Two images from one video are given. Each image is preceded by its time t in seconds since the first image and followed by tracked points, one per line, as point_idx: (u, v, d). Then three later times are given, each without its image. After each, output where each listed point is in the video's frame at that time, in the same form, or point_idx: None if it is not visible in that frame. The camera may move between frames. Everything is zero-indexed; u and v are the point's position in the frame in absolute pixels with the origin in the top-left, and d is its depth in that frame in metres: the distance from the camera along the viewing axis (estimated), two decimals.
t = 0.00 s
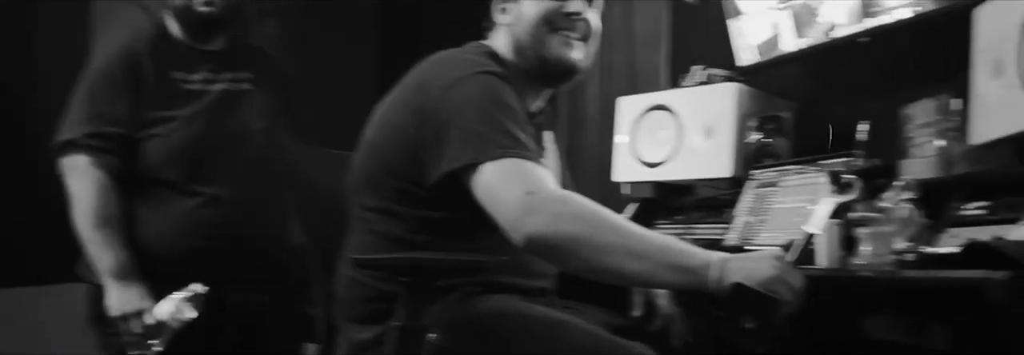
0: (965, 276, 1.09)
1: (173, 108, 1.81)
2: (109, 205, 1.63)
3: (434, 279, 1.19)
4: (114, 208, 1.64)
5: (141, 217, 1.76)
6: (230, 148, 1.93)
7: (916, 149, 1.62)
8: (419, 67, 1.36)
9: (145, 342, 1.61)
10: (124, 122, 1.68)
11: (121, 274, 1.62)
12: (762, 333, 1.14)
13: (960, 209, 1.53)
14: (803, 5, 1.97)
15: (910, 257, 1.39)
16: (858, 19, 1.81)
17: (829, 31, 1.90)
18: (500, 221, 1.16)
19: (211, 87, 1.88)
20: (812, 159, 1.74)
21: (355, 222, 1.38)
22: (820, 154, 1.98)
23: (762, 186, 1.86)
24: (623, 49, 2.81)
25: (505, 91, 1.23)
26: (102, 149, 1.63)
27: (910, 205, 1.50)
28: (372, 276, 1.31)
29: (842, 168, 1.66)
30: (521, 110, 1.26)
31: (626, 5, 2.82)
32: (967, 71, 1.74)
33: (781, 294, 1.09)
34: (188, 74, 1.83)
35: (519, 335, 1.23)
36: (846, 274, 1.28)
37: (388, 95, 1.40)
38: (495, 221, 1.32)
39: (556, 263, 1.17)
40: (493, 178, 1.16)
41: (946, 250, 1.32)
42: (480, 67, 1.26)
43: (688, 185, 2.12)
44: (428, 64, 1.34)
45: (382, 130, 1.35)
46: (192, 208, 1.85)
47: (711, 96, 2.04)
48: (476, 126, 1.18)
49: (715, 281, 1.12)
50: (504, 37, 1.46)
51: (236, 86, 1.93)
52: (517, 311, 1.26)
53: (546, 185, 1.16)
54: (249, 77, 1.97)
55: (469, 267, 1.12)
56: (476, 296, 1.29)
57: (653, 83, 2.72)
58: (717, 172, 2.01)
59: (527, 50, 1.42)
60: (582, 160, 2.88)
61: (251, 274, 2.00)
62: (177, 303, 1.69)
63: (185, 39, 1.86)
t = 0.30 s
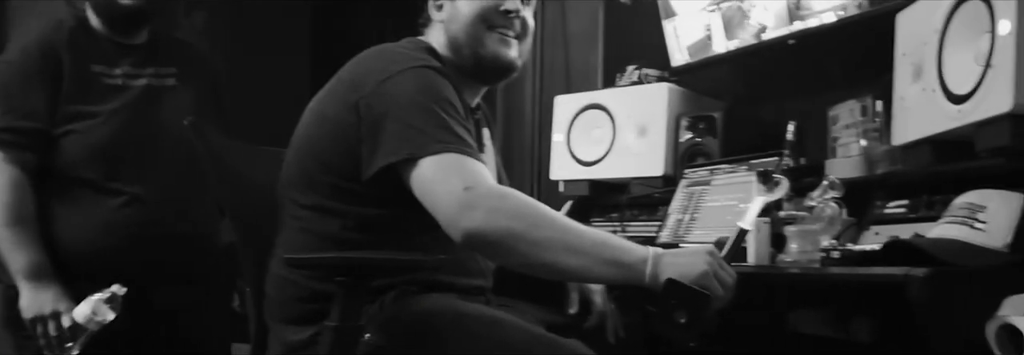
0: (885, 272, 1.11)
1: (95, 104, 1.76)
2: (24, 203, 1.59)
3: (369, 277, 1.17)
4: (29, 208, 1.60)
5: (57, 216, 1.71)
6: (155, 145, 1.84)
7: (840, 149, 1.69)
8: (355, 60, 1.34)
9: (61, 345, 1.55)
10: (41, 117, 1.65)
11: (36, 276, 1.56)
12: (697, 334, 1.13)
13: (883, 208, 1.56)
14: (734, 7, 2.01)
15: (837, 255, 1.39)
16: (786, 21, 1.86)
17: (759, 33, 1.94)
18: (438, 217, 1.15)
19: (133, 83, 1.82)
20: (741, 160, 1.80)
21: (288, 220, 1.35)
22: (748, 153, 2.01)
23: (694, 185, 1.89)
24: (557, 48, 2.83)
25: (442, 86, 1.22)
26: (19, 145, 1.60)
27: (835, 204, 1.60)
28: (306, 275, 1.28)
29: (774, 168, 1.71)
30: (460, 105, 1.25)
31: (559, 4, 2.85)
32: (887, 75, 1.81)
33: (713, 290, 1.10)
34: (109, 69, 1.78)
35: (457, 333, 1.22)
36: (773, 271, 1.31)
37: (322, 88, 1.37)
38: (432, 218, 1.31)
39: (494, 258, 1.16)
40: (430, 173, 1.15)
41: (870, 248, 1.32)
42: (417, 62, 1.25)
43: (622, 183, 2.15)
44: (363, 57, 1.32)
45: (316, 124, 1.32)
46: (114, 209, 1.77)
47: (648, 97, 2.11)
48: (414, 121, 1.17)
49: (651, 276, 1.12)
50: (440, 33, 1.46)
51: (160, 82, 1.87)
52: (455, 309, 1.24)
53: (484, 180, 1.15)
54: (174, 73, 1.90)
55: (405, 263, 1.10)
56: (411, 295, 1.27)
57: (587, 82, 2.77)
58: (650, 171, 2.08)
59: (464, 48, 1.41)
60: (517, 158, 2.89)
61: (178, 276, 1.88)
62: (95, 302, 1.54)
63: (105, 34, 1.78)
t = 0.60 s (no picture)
0: (835, 277, 1.14)
1: (41, 112, 2.00)
2: None
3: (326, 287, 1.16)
4: None
5: None
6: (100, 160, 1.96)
7: (790, 156, 1.74)
8: (311, 69, 1.32)
9: None
10: None
11: None
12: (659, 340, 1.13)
13: (833, 213, 1.60)
14: (687, 16, 2.04)
15: (789, 260, 1.42)
16: (737, 32, 1.90)
17: (711, 42, 1.98)
18: (397, 226, 1.15)
19: (78, 92, 2.05)
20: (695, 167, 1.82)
21: (242, 231, 1.33)
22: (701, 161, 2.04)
23: (648, 191, 1.92)
24: (513, 56, 2.85)
25: (400, 94, 1.22)
26: None
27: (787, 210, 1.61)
28: (263, 287, 1.26)
29: (725, 174, 1.74)
30: (418, 114, 1.25)
31: (513, 10, 2.87)
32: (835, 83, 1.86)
33: (670, 294, 1.12)
34: (54, 77, 2.02)
35: (416, 339, 1.19)
36: (728, 277, 1.33)
37: (278, 97, 1.36)
38: (390, 226, 1.30)
39: (454, 267, 1.16)
40: (388, 182, 1.14)
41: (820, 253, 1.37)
42: (374, 70, 1.25)
43: (580, 190, 2.18)
44: (319, 65, 1.31)
45: (271, 133, 1.31)
46: (59, 220, 1.95)
47: (603, 105, 2.14)
48: (371, 130, 1.16)
49: (610, 282, 1.13)
50: (398, 41, 1.46)
51: (106, 90, 2.12)
52: (415, 318, 1.22)
53: (443, 189, 1.15)
54: (120, 81, 2.16)
55: (363, 273, 1.09)
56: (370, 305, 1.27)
57: (543, 89, 2.79)
58: (604, 178, 2.10)
59: (422, 57, 1.42)
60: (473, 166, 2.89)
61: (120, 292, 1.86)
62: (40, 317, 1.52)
63: (50, 39, 2.02)
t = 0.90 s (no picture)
0: (803, 286, 1.16)
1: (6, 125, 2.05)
2: None
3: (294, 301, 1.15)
4: None
5: None
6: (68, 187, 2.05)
7: (757, 167, 1.79)
8: (281, 81, 1.31)
9: None
10: None
11: None
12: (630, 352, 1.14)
13: (800, 223, 1.62)
14: (655, 29, 2.06)
15: (757, 270, 1.43)
16: (704, 45, 1.93)
17: (679, 54, 2.00)
18: (369, 240, 1.14)
19: (41, 103, 2.09)
20: (665, 177, 1.84)
21: (210, 245, 1.31)
22: (671, 172, 2.06)
23: (619, 202, 1.93)
24: (484, 67, 2.86)
25: (371, 106, 1.21)
26: None
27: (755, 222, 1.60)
28: (231, 301, 1.24)
29: (695, 185, 1.76)
30: (390, 127, 1.24)
31: (483, 23, 2.86)
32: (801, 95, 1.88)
33: (642, 307, 1.12)
34: (17, 90, 2.07)
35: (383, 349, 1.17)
36: (698, 287, 1.34)
37: (247, 109, 1.34)
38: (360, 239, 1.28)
39: (427, 281, 1.15)
40: (360, 195, 1.14)
41: (788, 263, 1.37)
42: (345, 83, 1.24)
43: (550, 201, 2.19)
44: (289, 78, 1.30)
45: (240, 146, 1.29)
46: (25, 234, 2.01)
47: (573, 117, 2.16)
48: (342, 143, 1.16)
49: (583, 293, 1.13)
50: (368, 53, 1.45)
51: (71, 101, 2.14)
52: (386, 331, 1.20)
53: (415, 202, 1.15)
54: (86, 92, 2.17)
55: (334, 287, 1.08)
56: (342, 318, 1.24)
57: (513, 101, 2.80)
58: (576, 189, 2.12)
59: (393, 68, 1.41)
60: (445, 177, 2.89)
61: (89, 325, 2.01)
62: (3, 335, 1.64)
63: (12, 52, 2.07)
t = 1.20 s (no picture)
0: (779, 293, 1.16)
1: None
2: None
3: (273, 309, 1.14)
4: None
5: None
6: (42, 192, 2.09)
7: (735, 174, 1.80)
8: (258, 87, 1.30)
9: None
10: None
11: None
12: None
13: (777, 230, 1.63)
14: (634, 37, 2.07)
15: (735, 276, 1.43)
16: (683, 53, 1.94)
17: (657, 62, 2.01)
18: (347, 247, 1.13)
19: (14, 109, 2.12)
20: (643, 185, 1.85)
21: (185, 252, 1.29)
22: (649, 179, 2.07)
23: (597, 209, 1.93)
24: (462, 75, 2.86)
25: (350, 113, 1.21)
26: None
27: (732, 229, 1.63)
28: (207, 309, 1.23)
29: (672, 193, 1.77)
30: (368, 133, 1.24)
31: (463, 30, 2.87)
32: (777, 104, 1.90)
33: (622, 312, 1.13)
34: None
35: None
36: (677, 293, 1.34)
37: (224, 115, 1.33)
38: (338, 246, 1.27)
39: (406, 288, 1.14)
40: (338, 202, 1.13)
41: (765, 269, 1.39)
42: (323, 90, 1.24)
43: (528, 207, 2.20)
44: (267, 84, 1.29)
45: (217, 153, 1.28)
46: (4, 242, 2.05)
47: (552, 124, 2.16)
48: (321, 149, 1.15)
49: (564, 300, 1.13)
50: (347, 59, 1.45)
51: (45, 106, 2.16)
52: (364, 338, 1.20)
53: (394, 208, 1.14)
54: (60, 97, 2.19)
55: (313, 294, 1.07)
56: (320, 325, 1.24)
57: (492, 108, 2.80)
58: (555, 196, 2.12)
59: (372, 74, 1.40)
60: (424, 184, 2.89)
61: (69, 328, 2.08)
62: None
63: None
